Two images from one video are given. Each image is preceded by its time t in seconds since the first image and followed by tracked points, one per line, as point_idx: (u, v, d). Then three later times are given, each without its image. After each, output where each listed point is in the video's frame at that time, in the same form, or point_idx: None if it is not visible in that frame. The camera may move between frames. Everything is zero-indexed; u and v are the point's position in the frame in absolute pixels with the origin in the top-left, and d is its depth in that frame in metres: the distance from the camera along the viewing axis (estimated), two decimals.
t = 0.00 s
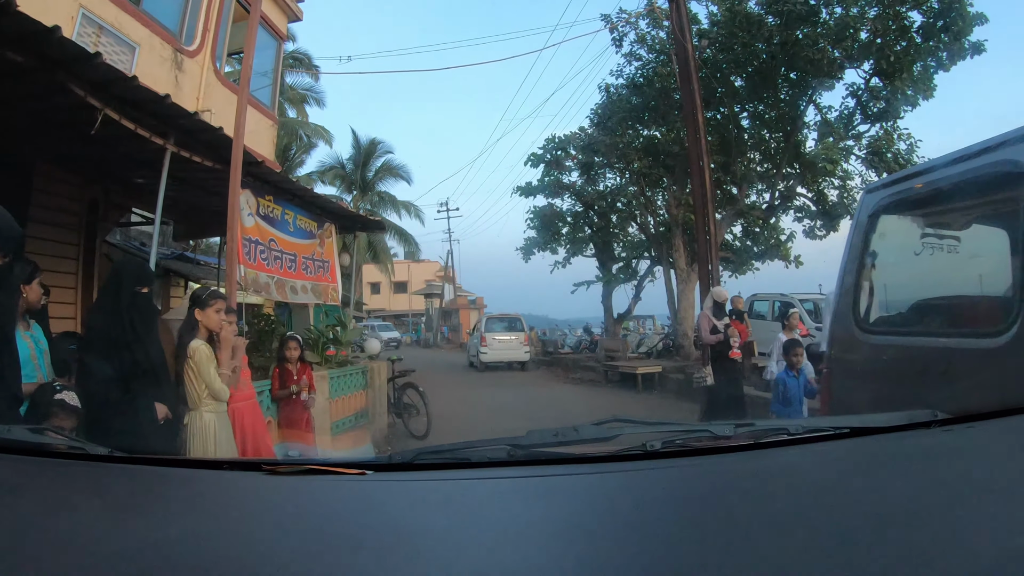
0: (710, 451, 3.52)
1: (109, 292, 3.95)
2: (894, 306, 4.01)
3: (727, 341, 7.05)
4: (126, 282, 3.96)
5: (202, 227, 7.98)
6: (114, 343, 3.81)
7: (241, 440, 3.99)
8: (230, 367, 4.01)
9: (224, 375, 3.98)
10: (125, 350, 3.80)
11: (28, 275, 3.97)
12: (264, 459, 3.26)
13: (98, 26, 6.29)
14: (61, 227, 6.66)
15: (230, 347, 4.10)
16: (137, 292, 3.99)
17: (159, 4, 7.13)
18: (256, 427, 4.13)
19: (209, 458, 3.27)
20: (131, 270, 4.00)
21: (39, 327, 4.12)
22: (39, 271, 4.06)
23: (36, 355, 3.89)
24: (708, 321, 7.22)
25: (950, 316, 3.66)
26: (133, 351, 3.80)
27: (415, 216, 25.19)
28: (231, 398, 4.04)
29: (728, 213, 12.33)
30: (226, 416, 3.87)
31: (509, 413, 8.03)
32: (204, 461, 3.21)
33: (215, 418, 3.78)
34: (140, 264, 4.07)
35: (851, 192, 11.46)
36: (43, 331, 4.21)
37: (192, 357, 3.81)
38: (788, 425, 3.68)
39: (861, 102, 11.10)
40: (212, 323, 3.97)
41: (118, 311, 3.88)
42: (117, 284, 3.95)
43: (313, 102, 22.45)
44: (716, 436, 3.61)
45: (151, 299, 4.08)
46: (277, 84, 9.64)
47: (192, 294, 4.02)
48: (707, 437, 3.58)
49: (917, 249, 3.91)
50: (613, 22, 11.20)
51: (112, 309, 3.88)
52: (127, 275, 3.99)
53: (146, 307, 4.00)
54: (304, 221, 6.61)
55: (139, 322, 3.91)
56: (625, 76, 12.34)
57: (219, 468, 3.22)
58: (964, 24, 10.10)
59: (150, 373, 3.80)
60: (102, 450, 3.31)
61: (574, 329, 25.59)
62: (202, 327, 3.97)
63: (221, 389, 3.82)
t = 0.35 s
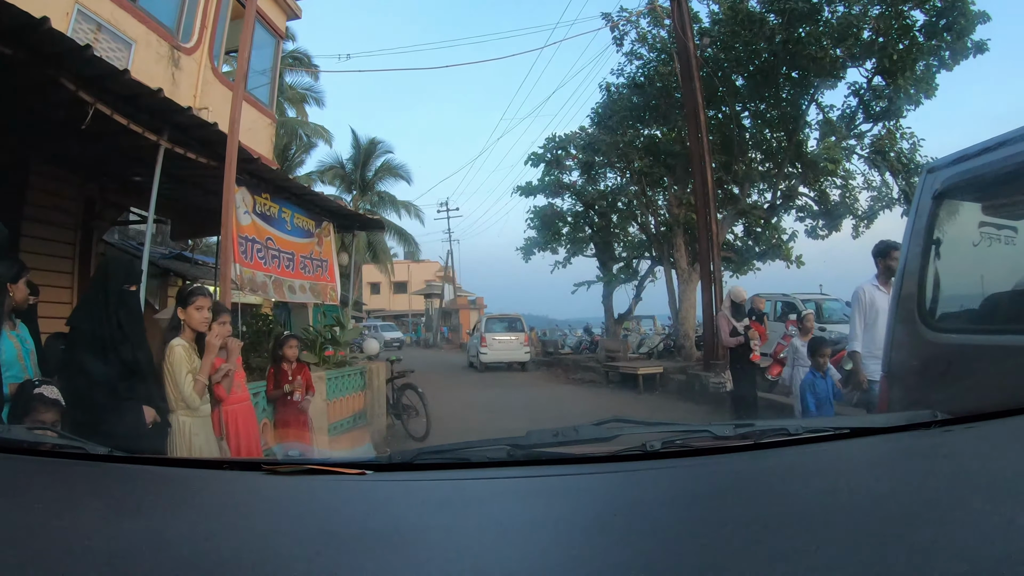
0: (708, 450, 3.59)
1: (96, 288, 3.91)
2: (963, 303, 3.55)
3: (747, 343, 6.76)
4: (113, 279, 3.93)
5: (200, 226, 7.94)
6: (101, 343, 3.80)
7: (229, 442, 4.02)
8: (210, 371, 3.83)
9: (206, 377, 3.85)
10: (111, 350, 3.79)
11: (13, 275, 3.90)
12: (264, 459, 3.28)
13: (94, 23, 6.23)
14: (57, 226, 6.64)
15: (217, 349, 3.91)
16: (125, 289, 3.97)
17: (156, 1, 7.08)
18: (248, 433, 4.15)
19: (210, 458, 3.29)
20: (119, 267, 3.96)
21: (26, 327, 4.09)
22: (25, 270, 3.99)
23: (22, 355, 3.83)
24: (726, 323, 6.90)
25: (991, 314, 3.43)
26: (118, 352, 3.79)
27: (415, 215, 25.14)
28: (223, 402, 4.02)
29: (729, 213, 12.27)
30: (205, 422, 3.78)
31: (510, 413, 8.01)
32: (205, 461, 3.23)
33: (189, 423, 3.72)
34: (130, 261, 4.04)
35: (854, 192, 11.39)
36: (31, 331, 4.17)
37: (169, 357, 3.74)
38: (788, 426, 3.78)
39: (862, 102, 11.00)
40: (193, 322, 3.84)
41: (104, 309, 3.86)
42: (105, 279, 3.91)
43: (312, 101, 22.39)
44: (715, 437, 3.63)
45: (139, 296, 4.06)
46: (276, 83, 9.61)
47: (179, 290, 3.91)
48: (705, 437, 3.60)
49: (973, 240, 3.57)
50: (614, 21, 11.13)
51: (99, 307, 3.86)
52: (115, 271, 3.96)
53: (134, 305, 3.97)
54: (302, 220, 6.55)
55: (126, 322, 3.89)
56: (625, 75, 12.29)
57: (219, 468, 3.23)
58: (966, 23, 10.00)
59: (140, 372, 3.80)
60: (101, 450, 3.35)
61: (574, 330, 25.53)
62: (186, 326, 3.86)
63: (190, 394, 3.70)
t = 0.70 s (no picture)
0: (704, 449, 3.90)
1: (87, 289, 3.99)
2: None
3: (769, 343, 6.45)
4: (103, 279, 4.02)
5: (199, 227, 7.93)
6: (91, 342, 3.85)
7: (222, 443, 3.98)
8: (193, 376, 3.71)
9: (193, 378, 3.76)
10: (100, 348, 3.84)
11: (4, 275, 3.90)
12: (264, 460, 3.44)
13: (91, 21, 6.19)
14: (54, 227, 6.61)
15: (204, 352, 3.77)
16: (115, 288, 4.05)
17: None
18: (242, 437, 4.12)
19: (210, 459, 3.43)
20: (110, 268, 4.08)
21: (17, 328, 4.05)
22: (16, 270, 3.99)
23: (12, 357, 3.82)
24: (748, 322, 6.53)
25: None
26: (109, 350, 3.84)
27: (414, 215, 25.09)
28: (216, 405, 3.98)
29: (730, 212, 12.22)
30: (193, 427, 3.72)
31: (511, 413, 8.01)
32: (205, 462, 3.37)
33: (176, 427, 3.69)
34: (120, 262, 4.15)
35: (854, 191, 11.36)
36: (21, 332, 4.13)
37: (155, 359, 3.70)
38: (785, 428, 4.17)
39: (863, 100, 10.95)
40: (179, 323, 3.78)
41: (93, 308, 3.92)
42: (95, 280, 4.01)
43: (312, 101, 22.36)
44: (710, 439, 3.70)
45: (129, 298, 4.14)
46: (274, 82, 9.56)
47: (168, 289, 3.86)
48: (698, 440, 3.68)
49: None
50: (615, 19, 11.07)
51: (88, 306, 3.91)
52: (105, 273, 4.07)
53: (123, 304, 4.04)
54: (300, 219, 6.51)
55: (116, 320, 3.95)
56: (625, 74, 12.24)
57: (219, 469, 3.37)
58: (967, 23, 9.91)
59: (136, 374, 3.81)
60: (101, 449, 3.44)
61: (574, 329, 25.48)
62: (174, 327, 3.81)
63: (170, 399, 3.64)
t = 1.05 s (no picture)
0: (705, 450, 3.85)
1: (75, 287, 3.90)
2: None
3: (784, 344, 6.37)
4: (91, 278, 3.91)
5: (196, 226, 7.91)
6: (77, 343, 3.78)
7: (215, 445, 3.93)
8: (181, 377, 3.67)
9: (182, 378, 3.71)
10: (87, 350, 3.78)
11: None
12: (264, 460, 3.43)
13: (87, 18, 6.16)
14: (49, 225, 6.58)
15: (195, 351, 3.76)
16: (104, 287, 3.94)
17: None
18: (237, 440, 4.07)
19: (210, 459, 3.44)
20: (97, 264, 3.94)
21: (9, 328, 4.04)
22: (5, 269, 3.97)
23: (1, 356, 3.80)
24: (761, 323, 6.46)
25: None
26: (96, 352, 3.76)
27: (414, 215, 25.04)
28: (211, 407, 3.92)
29: (730, 212, 12.17)
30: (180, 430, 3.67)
31: (511, 413, 7.99)
32: (205, 462, 3.38)
33: (164, 429, 3.64)
34: (109, 258, 4.01)
35: (855, 191, 11.31)
36: (13, 331, 4.10)
37: (144, 359, 3.67)
38: (788, 427, 4.17)
39: (866, 99, 10.89)
40: (170, 321, 3.77)
41: (81, 309, 3.85)
42: (83, 278, 3.90)
43: (312, 101, 22.34)
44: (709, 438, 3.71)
45: (119, 295, 4.03)
46: (272, 80, 9.53)
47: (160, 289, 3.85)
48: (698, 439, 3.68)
49: None
50: (615, 18, 11.02)
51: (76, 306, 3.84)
52: (93, 270, 3.94)
53: (112, 304, 3.96)
54: (296, 218, 6.45)
55: (104, 321, 3.87)
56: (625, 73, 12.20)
57: (220, 469, 3.37)
58: (970, 21, 9.86)
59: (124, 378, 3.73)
60: (100, 450, 3.46)
61: (574, 329, 25.41)
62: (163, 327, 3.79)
63: (157, 400, 3.60)
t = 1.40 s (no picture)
0: (704, 449, 3.79)
1: (58, 286, 3.82)
2: None
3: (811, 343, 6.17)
4: (75, 277, 3.83)
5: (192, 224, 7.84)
6: (60, 343, 3.70)
7: (205, 446, 3.90)
8: (165, 377, 3.63)
9: (166, 379, 3.67)
10: (71, 351, 3.70)
11: None
12: (264, 460, 3.39)
13: (80, 13, 6.09)
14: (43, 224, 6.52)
15: (179, 351, 3.71)
16: (88, 286, 3.86)
17: None
18: (229, 442, 4.02)
19: (209, 459, 3.40)
20: (82, 262, 3.87)
21: None
22: None
23: None
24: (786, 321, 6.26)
25: None
26: (80, 353, 3.69)
27: (412, 215, 24.97)
28: (199, 408, 3.89)
29: (730, 212, 12.10)
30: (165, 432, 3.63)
31: (510, 414, 7.92)
32: (204, 461, 3.34)
33: (148, 431, 3.60)
34: (94, 256, 3.94)
35: (856, 190, 11.26)
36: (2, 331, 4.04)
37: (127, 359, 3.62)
38: (789, 426, 4.12)
39: (866, 99, 10.83)
40: (153, 321, 3.71)
41: (64, 309, 3.77)
42: (66, 277, 3.82)
43: (310, 101, 22.24)
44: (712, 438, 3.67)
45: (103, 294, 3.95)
46: (269, 77, 9.45)
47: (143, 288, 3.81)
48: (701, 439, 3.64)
49: None
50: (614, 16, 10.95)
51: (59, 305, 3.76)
52: (77, 268, 3.86)
53: (97, 303, 3.88)
54: (291, 215, 6.39)
55: (88, 321, 3.80)
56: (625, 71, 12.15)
57: (219, 469, 3.33)
58: (971, 20, 9.85)
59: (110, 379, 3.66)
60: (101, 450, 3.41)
61: (573, 330, 25.34)
62: (147, 327, 3.74)
63: (140, 402, 3.55)
